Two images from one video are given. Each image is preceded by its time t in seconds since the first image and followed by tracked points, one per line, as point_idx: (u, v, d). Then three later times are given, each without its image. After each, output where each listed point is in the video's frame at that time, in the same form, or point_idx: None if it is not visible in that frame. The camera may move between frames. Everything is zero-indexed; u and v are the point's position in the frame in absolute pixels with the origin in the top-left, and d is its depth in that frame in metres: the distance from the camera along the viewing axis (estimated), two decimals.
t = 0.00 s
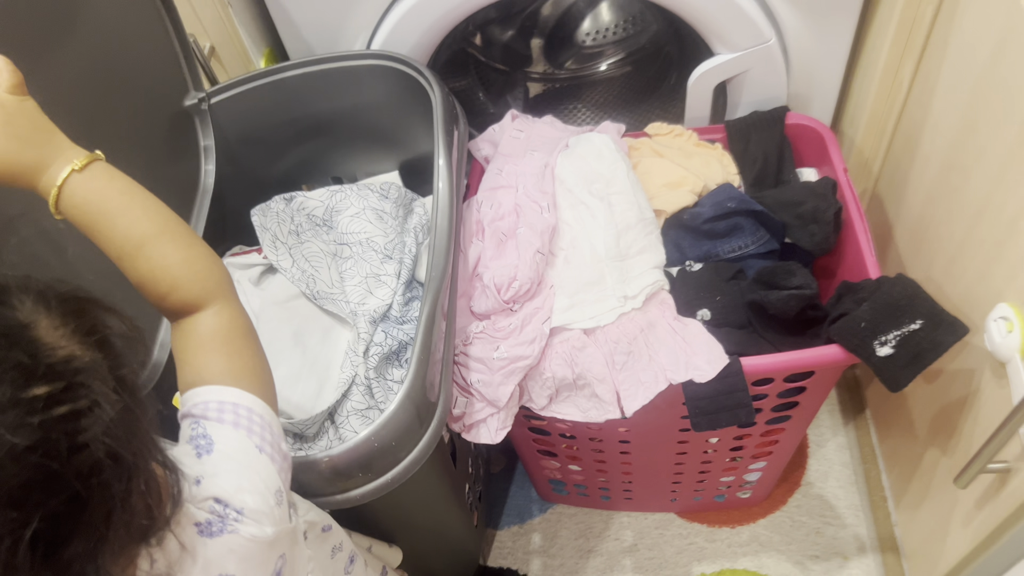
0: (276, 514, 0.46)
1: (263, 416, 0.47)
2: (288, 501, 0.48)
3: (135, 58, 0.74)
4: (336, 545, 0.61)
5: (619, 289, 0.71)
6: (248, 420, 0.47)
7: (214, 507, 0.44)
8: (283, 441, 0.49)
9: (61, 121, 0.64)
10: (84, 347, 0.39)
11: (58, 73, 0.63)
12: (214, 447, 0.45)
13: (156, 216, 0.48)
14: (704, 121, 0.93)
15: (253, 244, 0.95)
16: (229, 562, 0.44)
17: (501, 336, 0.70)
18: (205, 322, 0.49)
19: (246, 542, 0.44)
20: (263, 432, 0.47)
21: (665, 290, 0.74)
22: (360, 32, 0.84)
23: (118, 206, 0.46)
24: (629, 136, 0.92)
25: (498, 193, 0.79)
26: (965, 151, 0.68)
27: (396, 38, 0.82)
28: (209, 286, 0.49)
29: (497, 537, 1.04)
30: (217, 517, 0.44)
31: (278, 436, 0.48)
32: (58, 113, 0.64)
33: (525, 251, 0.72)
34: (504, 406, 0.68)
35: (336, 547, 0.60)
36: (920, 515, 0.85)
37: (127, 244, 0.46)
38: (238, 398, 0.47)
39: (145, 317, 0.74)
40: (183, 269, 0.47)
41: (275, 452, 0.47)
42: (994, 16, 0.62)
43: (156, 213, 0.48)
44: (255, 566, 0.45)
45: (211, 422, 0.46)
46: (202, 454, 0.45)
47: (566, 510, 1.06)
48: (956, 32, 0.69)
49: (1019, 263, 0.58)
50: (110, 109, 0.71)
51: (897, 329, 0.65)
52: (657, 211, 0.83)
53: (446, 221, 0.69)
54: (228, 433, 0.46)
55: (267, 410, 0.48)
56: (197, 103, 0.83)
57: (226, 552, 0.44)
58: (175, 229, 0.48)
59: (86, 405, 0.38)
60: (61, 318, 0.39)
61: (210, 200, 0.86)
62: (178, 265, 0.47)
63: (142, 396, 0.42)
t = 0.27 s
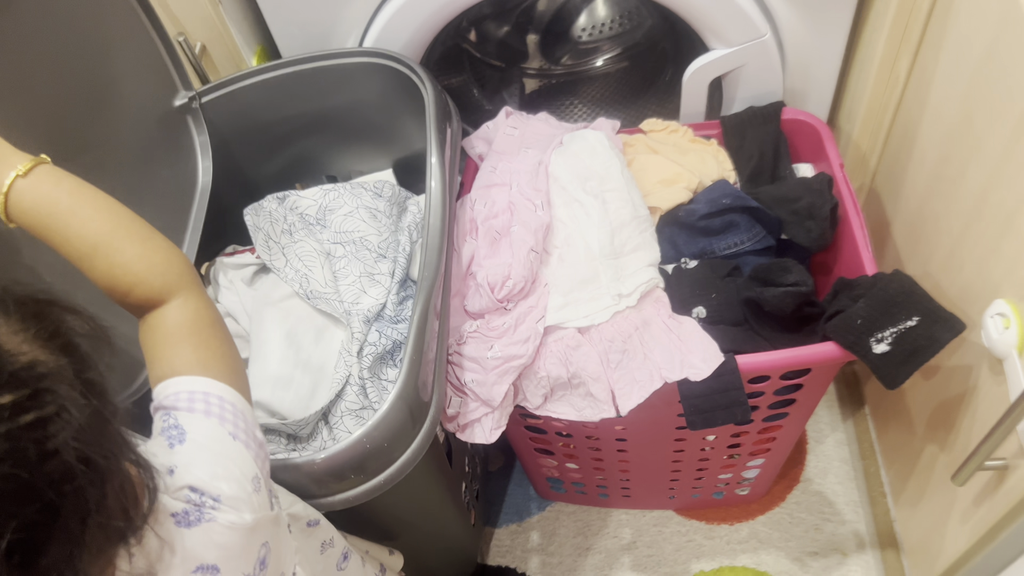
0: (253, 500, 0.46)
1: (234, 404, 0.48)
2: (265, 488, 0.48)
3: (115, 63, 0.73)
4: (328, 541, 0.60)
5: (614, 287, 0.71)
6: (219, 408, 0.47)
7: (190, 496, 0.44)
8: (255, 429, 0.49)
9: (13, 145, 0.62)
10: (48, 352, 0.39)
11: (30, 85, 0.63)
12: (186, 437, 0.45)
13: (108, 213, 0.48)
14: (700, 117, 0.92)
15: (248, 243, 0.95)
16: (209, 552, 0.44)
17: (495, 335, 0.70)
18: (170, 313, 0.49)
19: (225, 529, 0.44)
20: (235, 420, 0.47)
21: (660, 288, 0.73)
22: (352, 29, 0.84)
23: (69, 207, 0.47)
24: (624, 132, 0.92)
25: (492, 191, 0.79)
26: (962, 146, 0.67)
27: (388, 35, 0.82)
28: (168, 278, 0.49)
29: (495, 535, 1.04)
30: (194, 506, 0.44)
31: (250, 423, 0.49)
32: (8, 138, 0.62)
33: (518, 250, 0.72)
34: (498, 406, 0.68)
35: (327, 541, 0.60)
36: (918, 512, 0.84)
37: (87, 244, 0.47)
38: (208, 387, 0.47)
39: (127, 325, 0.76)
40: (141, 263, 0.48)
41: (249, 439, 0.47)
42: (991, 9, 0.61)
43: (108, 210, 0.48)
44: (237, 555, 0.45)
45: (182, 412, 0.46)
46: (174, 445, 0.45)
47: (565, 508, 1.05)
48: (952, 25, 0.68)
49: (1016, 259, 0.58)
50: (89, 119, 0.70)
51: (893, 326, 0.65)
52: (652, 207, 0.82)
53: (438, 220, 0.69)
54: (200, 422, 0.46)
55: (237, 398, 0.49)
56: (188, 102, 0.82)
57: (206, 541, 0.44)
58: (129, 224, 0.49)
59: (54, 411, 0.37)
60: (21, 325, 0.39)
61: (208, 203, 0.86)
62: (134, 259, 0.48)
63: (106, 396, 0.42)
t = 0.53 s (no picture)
0: (249, 492, 0.45)
1: (225, 397, 0.48)
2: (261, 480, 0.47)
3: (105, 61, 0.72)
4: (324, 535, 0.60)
5: (612, 282, 0.71)
6: (210, 400, 0.47)
7: (184, 489, 0.44)
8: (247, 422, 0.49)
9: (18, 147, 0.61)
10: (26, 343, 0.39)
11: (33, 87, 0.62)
12: (177, 430, 0.45)
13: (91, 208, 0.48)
14: (698, 110, 0.92)
15: (244, 240, 0.94)
16: (205, 546, 0.43)
17: (493, 330, 0.69)
18: (155, 306, 0.49)
19: (221, 522, 0.44)
20: (226, 412, 0.47)
21: (658, 282, 0.73)
22: (347, 24, 0.83)
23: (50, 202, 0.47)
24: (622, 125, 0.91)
25: (489, 186, 0.78)
26: (962, 137, 0.66)
27: (384, 30, 0.81)
28: (153, 271, 0.49)
29: (495, 531, 1.04)
30: (188, 500, 0.43)
31: (242, 416, 0.49)
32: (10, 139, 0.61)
33: (516, 245, 0.71)
34: (496, 402, 0.68)
35: (323, 537, 0.59)
36: (920, 505, 0.84)
37: (68, 239, 0.47)
38: (198, 379, 0.47)
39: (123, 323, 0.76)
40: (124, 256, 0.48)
41: (241, 431, 0.47)
42: None
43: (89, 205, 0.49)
44: (234, 548, 0.44)
45: (171, 406, 0.46)
46: (166, 439, 0.45)
47: (565, 503, 1.05)
48: (951, 16, 0.68)
49: (1017, 251, 0.57)
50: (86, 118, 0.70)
51: (894, 319, 0.64)
52: (650, 201, 0.82)
53: (435, 216, 0.68)
54: (191, 415, 0.45)
55: (228, 390, 0.49)
56: (181, 97, 0.82)
57: (202, 535, 0.43)
58: (111, 219, 0.49)
59: (34, 403, 0.37)
60: None
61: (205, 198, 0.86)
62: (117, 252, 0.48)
63: (86, 386, 0.42)
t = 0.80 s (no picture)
0: (235, 470, 0.45)
1: (206, 377, 0.48)
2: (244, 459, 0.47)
3: (96, 62, 0.72)
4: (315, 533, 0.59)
5: (609, 281, 0.70)
6: (192, 380, 0.47)
7: (168, 466, 0.43)
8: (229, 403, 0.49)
9: (10, 152, 0.60)
10: (22, 327, 0.38)
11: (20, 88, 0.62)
12: (161, 408, 0.44)
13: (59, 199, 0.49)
14: (695, 107, 0.91)
15: (241, 240, 0.94)
16: (193, 523, 0.43)
17: (490, 330, 0.69)
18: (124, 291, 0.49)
19: (208, 498, 0.43)
20: (209, 393, 0.47)
21: (656, 281, 0.72)
22: (342, 22, 0.83)
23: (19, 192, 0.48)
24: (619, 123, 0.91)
25: (485, 185, 0.78)
26: (959, 134, 0.66)
27: (379, 28, 0.80)
28: (121, 257, 0.49)
29: (494, 530, 1.04)
30: (174, 477, 0.43)
31: (224, 397, 0.49)
32: (5, 144, 0.60)
33: (512, 244, 0.71)
34: (493, 402, 0.67)
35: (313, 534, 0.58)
36: (919, 502, 0.84)
37: (36, 226, 0.48)
38: (178, 360, 0.47)
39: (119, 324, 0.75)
40: (91, 242, 0.48)
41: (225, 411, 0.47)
42: None
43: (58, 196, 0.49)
44: (222, 527, 0.44)
45: (154, 385, 0.45)
46: (149, 417, 0.44)
47: (564, 502, 1.05)
48: (949, 12, 0.67)
49: (1015, 249, 0.57)
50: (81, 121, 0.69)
51: (892, 317, 0.64)
52: (647, 199, 0.81)
53: (430, 215, 0.68)
54: (175, 393, 0.45)
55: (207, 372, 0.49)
56: (176, 97, 0.82)
57: (190, 514, 0.43)
58: (79, 207, 0.49)
59: (32, 388, 0.37)
60: None
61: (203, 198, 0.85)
62: (84, 238, 0.48)
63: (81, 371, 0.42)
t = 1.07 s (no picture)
0: (237, 450, 0.45)
1: (200, 362, 0.47)
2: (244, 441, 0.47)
3: (95, 62, 0.71)
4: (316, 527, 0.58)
5: (610, 279, 0.70)
6: (188, 364, 0.46)
7: (173, 445, 0.42)
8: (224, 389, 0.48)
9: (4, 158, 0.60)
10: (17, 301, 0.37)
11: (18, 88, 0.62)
12: (160, 389, 0.43)
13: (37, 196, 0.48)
14: (695, 106, 0.91)
15: (241, 239, 0.94)
16: (202, 502, 0.41)
17: (490, 329, 0.69)
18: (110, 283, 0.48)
19: (215, 476, 0.42)
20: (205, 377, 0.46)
21: (656, 279, 0.72)
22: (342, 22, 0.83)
23: None
24: (618, 121, 0.91)
25: (485, 184, 0.78)
26: (959, 132, 0.66)
27: (378, 27, 0.80)
28: (103, 251, 0.48)
29: (495, 528, 1.04)
30: (179, 455, 0.41)
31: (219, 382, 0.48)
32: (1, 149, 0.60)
33: (513, 243, 0.71)
34: (495, 400, 0.68)
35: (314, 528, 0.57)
36: (919, 500, 0.84)
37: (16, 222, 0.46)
38: (172, 345, 0.46)
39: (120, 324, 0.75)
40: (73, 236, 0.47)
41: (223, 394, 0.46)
42: None
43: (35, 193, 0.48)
44: (230, 506, 0.43)
45: (150, 368, 0.44)
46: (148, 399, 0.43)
47: (564, 500, 1.05)
48: (949, 9, 0.67)
49: (1015, 247, 0.57)
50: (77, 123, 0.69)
51: (892, 314, 0.64)
52: (647, 197, 0.82)
53: (431, 214, 0.68)
54: (172, 376, 0.44)
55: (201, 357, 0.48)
56: (176, 96, 0.81)
57: (199, 493, 0.41)
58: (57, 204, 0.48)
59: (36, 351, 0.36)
60: None
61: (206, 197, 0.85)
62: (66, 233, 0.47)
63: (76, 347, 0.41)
